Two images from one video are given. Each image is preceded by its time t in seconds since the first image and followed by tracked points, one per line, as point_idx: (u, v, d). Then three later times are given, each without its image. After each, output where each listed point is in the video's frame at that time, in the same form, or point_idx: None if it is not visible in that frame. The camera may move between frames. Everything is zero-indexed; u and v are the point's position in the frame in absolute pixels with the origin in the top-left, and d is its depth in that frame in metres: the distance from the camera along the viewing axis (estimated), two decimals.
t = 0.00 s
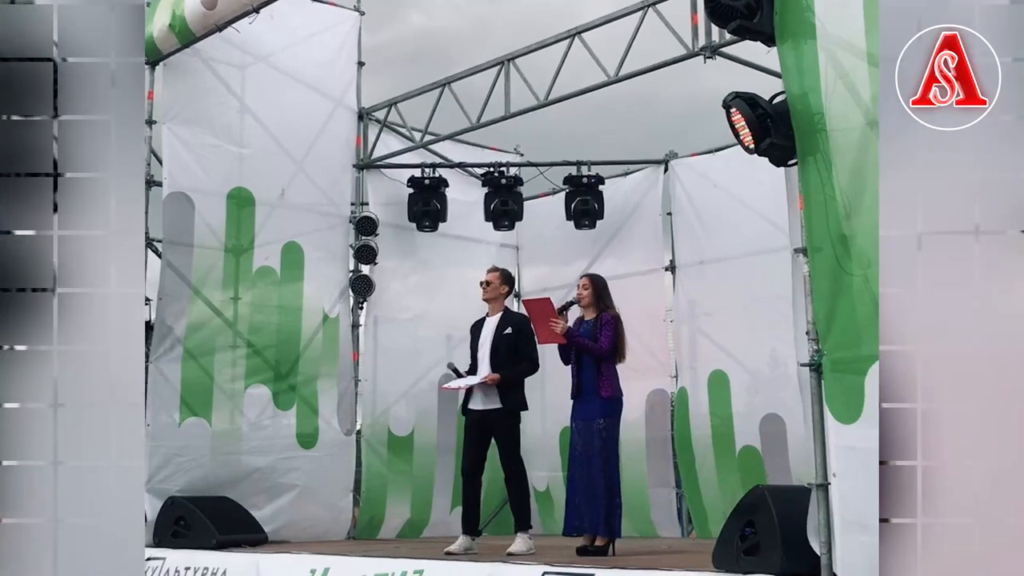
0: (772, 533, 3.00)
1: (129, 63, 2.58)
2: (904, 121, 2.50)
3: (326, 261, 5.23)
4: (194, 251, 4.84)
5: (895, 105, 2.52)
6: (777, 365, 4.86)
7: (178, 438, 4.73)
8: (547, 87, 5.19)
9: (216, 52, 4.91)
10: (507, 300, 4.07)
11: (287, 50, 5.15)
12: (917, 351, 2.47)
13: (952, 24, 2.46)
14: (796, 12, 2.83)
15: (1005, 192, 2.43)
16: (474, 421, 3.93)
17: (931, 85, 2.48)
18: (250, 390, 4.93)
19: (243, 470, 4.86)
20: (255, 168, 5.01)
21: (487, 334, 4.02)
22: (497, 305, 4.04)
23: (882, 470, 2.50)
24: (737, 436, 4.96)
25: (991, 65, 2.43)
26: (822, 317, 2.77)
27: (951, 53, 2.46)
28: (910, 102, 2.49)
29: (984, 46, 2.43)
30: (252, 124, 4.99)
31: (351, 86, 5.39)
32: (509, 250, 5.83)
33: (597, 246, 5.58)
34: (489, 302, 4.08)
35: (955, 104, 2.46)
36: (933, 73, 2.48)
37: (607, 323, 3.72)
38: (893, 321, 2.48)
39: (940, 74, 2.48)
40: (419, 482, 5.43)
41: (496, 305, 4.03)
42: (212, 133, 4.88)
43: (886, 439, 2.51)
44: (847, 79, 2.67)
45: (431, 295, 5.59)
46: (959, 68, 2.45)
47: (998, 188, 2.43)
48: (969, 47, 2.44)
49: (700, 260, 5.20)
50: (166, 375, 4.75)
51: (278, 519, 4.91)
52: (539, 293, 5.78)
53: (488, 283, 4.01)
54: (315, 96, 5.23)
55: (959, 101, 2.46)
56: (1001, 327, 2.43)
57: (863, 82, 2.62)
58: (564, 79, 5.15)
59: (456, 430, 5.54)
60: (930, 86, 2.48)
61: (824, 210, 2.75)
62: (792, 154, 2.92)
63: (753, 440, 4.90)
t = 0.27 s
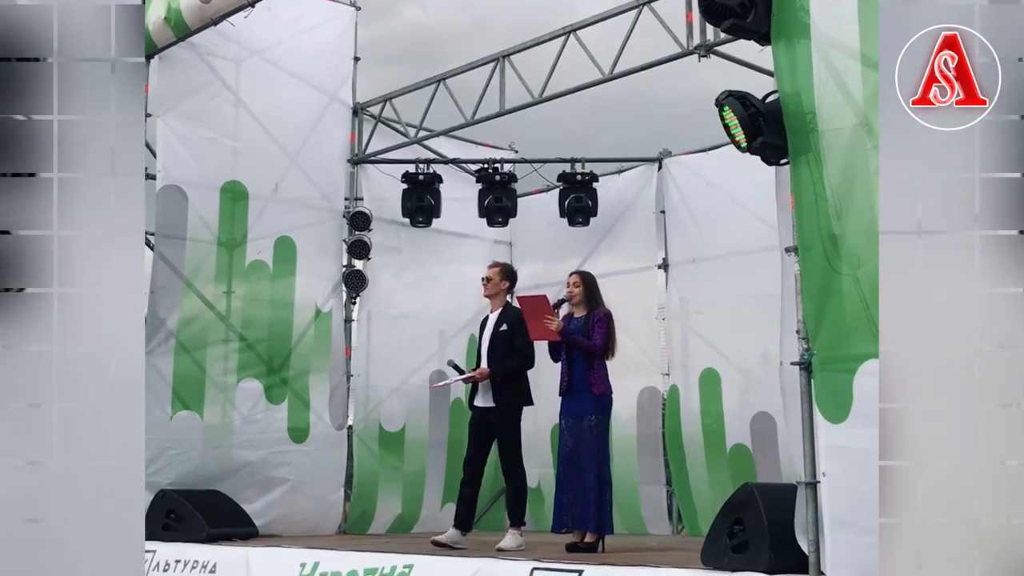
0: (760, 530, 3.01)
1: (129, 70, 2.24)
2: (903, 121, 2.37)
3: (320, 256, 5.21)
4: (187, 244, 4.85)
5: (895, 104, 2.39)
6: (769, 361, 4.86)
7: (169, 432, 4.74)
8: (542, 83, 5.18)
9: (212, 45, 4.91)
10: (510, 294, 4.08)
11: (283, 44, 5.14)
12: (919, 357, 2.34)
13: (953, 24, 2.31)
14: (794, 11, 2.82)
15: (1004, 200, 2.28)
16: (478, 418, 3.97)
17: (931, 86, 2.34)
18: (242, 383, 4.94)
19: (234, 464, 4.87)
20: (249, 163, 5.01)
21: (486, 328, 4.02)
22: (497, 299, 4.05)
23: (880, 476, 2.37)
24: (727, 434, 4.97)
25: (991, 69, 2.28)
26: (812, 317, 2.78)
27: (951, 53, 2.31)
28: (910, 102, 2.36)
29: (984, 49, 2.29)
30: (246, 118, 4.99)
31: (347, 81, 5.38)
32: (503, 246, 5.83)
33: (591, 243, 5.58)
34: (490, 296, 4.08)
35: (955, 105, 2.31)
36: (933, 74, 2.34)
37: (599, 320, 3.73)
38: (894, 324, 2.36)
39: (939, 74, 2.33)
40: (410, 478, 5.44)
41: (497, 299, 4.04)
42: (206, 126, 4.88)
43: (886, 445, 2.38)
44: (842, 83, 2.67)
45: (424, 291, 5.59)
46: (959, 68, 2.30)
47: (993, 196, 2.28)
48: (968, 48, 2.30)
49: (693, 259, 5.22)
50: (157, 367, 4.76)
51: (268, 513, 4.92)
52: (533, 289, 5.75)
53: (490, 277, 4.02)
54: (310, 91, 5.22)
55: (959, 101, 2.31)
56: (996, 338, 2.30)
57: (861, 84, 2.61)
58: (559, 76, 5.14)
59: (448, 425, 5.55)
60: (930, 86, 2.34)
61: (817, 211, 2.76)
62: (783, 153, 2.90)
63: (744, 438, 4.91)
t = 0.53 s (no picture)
0: (749, 528, 3.00)
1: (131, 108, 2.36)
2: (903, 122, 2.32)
3: (310, 250, 5.23)
4: (176, 238, 4.83)
5: (894, 104, 2.33)
6: (759, 360, 4.86)
7: (158, 425, 4.73)
8: (535, 80, 5.17)
9: (204, 37, 4.88)
10: (503, 291, 4.07)
11: (275, 37, 5.13)
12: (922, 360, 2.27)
13: (952, 23, 2.27)
14: (789, 9, 2.81)
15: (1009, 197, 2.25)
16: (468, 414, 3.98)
17: (931, 85, 2.29)
18: (231, 377, 4.92)
19: (223, 457, 4.86)
20: (241, 157, 4.99)
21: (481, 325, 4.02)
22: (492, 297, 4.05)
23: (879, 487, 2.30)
24: (717, 432, 4.98)
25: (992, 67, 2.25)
26: (801, 315, 2.77)
27: (951, 53, 2.27)
28: (910, 102, 2.31)
29: (984, 46, 2.25)
30: (239, 110, 4.97)
31: (339, 75, 5.39)
32: (496, 243, 5.87)
33: (582, 241, 5.58)
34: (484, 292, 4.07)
35: (954, 106, 2.27)
36: (933, 74, 2.29)
37: (590, 316, 3.73)
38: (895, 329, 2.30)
39: (939, 75, 2.29)
40: (399, 474, 5.44)
41: (492, 295, 4.04)
42: (198, 119, 4.86)
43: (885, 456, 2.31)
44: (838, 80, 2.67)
45: (415, 287, 5.59)
46: (959, 68, 2.27)
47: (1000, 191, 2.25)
48: (969, 48, 2.25)
49: (685, 258, 5.21)
50: (146, 360, 4.73)
51: (256, 507, 4.90)
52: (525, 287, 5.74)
53: (484, 274, 4.01)
54: (302, 84, 5.22)
55: (959, 102, 2.27)
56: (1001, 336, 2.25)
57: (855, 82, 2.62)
58: (552, 73, 5.14)
59: (439, 421, 5.56)
60: (929, 86, 2.30)
61: (807, 208, 2.75)
62: (775, 151, 2.88)
63: (733, 437, 4.92)
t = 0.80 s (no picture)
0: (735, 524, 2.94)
1: (133, 110, 1.86)
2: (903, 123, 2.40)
3: (294, 244, 5.22)
4: (161, 230, 4.80)
5: (893, 105, 2.41)
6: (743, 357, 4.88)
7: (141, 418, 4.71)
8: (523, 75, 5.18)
9: (190, 29, 4.85)
10: (485, 286, 4.05)
11: (261, 29, 5.10)
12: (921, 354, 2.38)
13: (952, 25, 2.38)
14: (777, 5, 2.79)
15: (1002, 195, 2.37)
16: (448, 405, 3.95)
17: (931, 86, 2.39)
18: (214, 370, 4.90)
19: (206, 451, 4.84)
20: (227, 150, 4.97)
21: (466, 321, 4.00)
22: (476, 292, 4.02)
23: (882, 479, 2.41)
24: (700, 428, 4.99)
25: (990, 66, 2.37)
26: (791, 312, 2.75)
27: (951, 53, 2.38)
28: (911, 102, 2.39)
29: (983, 47, 2.37)
30: (224, 102, 4.94)
31: (325, 68, 5.37)
32: (482, 239, 5.84)
33: (567, 237, 5.59)
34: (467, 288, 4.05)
35: (954, 105, 2.38)
36: (933, 74, 2.39)
37: (577, 312, 3.74)
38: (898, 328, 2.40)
39: (938, 73, 2.39)
40: (382, 468, 5.45)
41: (475, 291, 4.02)
42: (183, 110, 4.83)
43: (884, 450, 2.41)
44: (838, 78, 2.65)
45: (400, 282, 5.59)
46: (958, 68, 2.38)
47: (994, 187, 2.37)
48: (969, 48, 2.37)
49: (669, 254, 5.22)
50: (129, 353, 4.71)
51: (239, 501, 4.90)
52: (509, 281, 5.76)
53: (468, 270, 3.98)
54: (288, 77, 5.20)
55: (959, 101, 2.38)
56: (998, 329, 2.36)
57: (845, 80, 2.63)
58: (539, 69, 5.16)
59: (423, 417, 5.58)
60: (930, 86, 2.39)
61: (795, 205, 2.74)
62: (766, 150, 2.82)
63: (715, 433, 4.93)
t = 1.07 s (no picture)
0: (704, 509, 2.94)
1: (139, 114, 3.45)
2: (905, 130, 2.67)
3: (261, 228, 5.21)
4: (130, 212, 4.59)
5: (896, 104, 2.69)
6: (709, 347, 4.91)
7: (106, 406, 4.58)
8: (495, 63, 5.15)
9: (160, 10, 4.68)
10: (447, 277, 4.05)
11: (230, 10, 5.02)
12: (894, 333, 2.66)
13: (952, 25, 2.67)
14: None
15: (993, 184, 2.66)
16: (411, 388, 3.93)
17: (931, 85, 2.69)
18: (180, 355, 4.81)
19: (170, 436, 4.75)
20: (194, 130, 4.86)
21: (429, 309, 4.01)
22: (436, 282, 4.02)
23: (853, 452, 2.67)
24: (666, 417, 5.02)
25: (989, 65, 2.67)
26: (762, 301, 2.83)
27: (951, 53, 2.67)
28: (911, 101, 2.68)
29: (982, 47, 2.66)
30: (191, 83, 4.82)
31: (294, 50, 5.31)
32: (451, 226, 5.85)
33: (535, 227, 5.60)
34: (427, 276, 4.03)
35: (954, 104, 2.68)
36: (934, 74, 2.68)
37: (548, 300, 3.74)
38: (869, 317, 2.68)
39: (938, 74, 2.69)
40: (347, 454, 5.46)
41: (437, 280, 4.01)
42: (152, 92, 4.68)
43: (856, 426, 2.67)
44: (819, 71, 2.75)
45: (367, 268, 5.58)
46: (957, 68, 2.67)
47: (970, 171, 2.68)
48: (967, 48, 2.67)
49: (637, 242, 5.25)
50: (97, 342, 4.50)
51: (202, 486, 4.85)
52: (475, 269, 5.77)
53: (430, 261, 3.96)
54: (256, 60, 5.13)
55: (959, 100, 2.68)
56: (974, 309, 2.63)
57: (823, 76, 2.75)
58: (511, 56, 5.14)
59: (390, 403, 5.58)
60: (930, 86, 2.69)
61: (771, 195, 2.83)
62: (742, 140, 2.87)
63: (680, 421, 4.97)
